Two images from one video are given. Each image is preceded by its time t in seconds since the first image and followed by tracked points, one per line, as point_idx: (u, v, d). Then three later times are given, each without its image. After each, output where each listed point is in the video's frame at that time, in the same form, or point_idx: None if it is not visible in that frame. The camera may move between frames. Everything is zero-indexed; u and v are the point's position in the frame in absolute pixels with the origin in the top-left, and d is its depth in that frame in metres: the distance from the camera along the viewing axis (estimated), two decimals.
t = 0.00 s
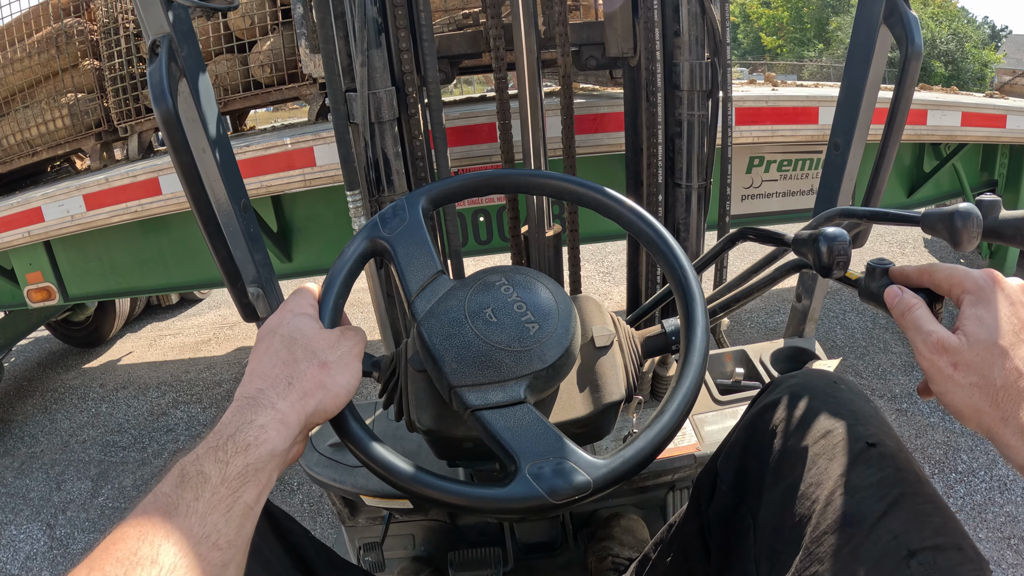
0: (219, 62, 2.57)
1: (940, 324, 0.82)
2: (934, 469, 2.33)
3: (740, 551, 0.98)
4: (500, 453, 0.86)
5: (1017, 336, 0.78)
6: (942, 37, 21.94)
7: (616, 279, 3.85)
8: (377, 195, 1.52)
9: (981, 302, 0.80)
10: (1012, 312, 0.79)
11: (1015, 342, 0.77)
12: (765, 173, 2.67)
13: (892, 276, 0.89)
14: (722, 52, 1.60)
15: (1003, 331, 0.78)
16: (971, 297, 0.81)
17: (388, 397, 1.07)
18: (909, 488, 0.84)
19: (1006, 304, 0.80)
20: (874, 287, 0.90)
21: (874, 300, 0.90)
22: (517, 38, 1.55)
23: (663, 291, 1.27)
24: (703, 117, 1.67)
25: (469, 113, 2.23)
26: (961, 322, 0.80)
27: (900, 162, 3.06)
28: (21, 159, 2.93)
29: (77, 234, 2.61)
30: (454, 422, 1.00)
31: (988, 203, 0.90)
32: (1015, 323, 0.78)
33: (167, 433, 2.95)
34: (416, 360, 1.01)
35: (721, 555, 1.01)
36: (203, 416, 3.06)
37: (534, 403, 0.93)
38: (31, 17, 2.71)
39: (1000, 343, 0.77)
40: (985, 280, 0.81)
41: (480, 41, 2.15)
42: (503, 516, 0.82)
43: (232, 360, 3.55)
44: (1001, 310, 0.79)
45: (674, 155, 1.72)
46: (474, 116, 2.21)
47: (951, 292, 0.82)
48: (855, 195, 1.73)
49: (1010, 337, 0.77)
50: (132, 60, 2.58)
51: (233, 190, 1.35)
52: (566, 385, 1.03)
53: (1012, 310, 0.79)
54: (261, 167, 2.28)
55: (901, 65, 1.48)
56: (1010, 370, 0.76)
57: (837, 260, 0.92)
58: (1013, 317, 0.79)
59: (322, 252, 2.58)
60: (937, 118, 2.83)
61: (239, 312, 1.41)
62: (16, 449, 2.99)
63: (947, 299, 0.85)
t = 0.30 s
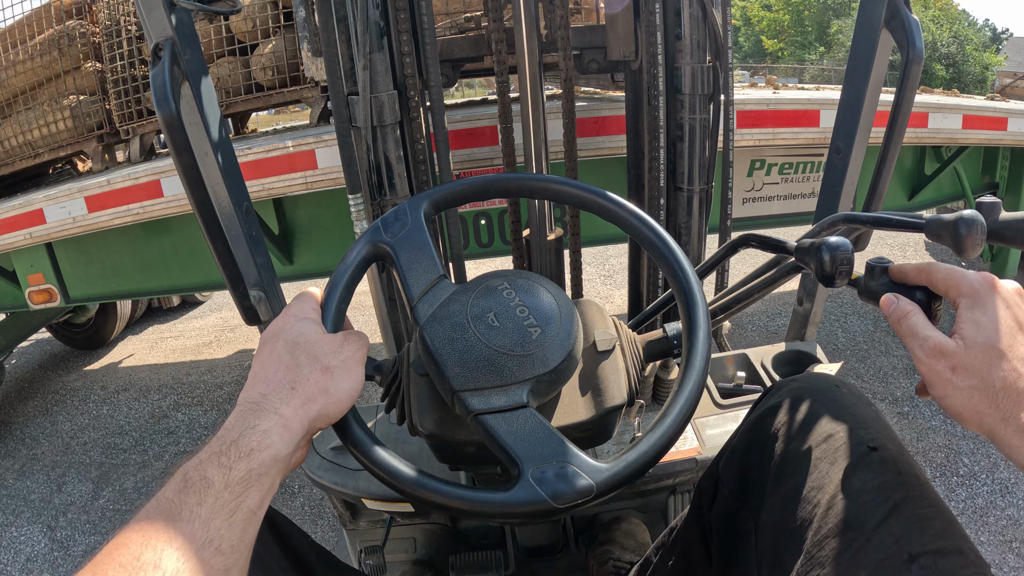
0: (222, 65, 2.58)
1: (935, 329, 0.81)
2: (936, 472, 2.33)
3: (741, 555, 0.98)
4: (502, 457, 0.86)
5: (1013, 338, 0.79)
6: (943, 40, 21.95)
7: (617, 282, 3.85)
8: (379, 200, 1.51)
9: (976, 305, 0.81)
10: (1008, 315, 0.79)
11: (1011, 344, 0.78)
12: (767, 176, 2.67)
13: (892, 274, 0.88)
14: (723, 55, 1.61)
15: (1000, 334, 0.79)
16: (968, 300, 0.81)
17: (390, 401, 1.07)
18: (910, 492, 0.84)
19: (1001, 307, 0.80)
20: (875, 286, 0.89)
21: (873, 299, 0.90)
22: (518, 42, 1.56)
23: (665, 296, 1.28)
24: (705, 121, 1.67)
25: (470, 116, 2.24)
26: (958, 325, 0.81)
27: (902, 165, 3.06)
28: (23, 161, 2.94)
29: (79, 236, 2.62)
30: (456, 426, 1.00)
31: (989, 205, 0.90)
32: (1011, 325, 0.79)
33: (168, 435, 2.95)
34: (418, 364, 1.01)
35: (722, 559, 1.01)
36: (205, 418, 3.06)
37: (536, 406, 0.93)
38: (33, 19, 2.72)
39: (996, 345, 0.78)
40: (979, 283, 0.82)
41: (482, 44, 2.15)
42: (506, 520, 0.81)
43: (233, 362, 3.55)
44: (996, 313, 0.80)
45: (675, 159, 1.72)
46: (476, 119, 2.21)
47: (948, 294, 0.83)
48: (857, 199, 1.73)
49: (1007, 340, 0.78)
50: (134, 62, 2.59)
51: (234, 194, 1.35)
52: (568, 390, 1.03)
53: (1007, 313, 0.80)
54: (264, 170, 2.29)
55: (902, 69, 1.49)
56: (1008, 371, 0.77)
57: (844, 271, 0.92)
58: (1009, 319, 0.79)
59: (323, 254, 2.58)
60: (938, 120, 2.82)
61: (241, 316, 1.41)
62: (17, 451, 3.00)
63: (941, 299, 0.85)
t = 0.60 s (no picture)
0: (223, 67, 2.59)
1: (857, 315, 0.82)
2: (938, 475, 2.32)
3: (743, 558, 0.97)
4: (503, 460, 0.86)
5: (940, 288, 0.78)
6: (944, 43, 21.95)
7: (618, 285, 3.84)
8: (380, 202, 1.51)
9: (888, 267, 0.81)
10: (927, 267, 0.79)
11: (940, 295, 0.78)
12: (768, 179, 2.67)
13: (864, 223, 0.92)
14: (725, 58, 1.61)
15: (925, 288, 0.78)
16: (883, 262, 0.82)
17: (390, 404, 1.06)
18: (912, 494, 0.84)
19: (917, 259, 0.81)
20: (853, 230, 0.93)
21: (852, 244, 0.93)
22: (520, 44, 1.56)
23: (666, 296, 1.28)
24: (707, 124, 1.67)
25: (472, 118, 2.24)
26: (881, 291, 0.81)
27: (903, 167, 3.06)
28: (25, 163, 2.94)
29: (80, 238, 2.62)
30: (457, 429, 0.99)
31: (990, 205, 0.90)
32: (932, 275, 0.79)
33: (169, 437, 2.95)
34: (420, 366, 1.01)
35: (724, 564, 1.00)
36: (206, 421, 3.06)
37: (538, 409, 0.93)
38: (35, 21, 2.72)
39: (923, 300, 0.78)
40: (886, 245, 0.83)
41: (483, 47, 2.15)
42: (506, 523, 0.81)
43: (234, 365, 3.55)
44: (913, 268, 0.80)
45: (677, 162, 1.72)
46: (477, 121, 2.21)
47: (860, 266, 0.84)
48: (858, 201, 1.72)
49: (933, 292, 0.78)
50: (136, 65, 2.60)
51: (235, 195, 1.34)
52: (570, 393, 1.03)
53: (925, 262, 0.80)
54: (265, 172, 2.28)
55: (904, 71, 1.48)
56: (942, 323, 0.77)
57: (842, 266, 0.92)
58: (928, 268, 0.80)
59: (325, 257, 2.58)
60: (939, 122, 2.82)
61: (241, 318, 1.41)
62: (18, 452, 3.00)
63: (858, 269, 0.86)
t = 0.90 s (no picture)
0: (225, 69, 2.59)
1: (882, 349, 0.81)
2: (939, 477, 2.32)
3: (744, 559, 0.97)
4: (504, 459, 0.86)
5: (969, 343, 0.76)
6: (945, 45, 21.97)
7: (619, 288, 3.84)
8: (381, 203, 1.51)
9: (924, 309, 0.78)
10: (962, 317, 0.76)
11: (968, 350, 0.75)
12: (769, 181, 2.67)
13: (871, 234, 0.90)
14: (725, 60, 1.61)
15: (954, 341, 0.76)
16: (916, 305, 0.79)
17: (391, 404, 1.06)
18: (913, 495, 0.84)
19: (954, 308, 0.77)
20: (857, 244, 0.91)
21: (858, 257, 0.92)
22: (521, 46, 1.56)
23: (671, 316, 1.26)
24: (707, 125, 1.67)
25: (472, 120, 2.24)
26: (909, 333, 0.79)
27: (904, 169, 3.06)
28: (26, 164, 2.94)
29: (81, 239, 2.62)
30: (457, 429, 1.00)
31: (992, 209, 0.90)
32: (965, 329, 0.76)
33: (170, 439, 2.95)
34: (420, 366, 1.01)
35: (724, 564, 1.00)
36: (206, 422, 3.06)
37: (538, 409, 0.93)
38: (37, 22, 2.72)
39: (950, 355, 0.76)
40: (929, 284, 0.79)
41: (484, 48, 2.15)
42: (507, 523, 0.81)
43: (235, 366, 3.55)
44: (949, 317, 0.77)
45: (677, 163, 1.72)
46: (478, 123, 2.21)
47: (896, 295, 0.82)
48: (858, 203, 1.72)
49: (961, 346, 0.76)
50: (138, 66, 2.61)
51: (236, 196, 1.34)
52: (570, 394, 1.03)
53: (962, 313, 0.77)
54: (266, 173, 2.29)
55: (904, 73, 1.49)
56: (965, 383, 0.75)
57: (869, 313, 0.88)
58: (961, 320, 0.77)
59: (326, 259, 2.58)
60: (940, 124, 2.82)
61: (242, 317, 1.41)
62: (18, 453, 3.00)
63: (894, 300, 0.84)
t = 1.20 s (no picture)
0: (225, 71, 2.58)
1: (880, 351, 0.81)
2: (940, 479, 2.32)
3: (744, 560, 0.97)
4: (505, 459, 0.86)
5: (968, 346, 0.76)
6: (946, 48, 21.97)
7: (620, 291, 3.84)
8: (382, 205, 1.51)
9: (924, 311, 0.78)
10: (962, 320, 0.77)
11: (967, 354, 0.76)
12: (770, 183, 2.67)
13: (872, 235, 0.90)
14: (726, 62, 1.61)
15: (953, 343, 0.76)
16: (916, 307, 0.79)
17: (391, 405, 1.06)
18: (913, 495, 0.84)
19: (954, 311, 0.78)
20: (857, 245, 0.91)
21: (859, 259, 0.92)
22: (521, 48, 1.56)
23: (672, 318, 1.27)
24: (708, 128, 1.67)
25: (473, 122, 2.24)
26: (908, 335, 0.79)
27: (905, 172, 3.06)
28: (27, 166, 2.95)
29: (82, 240, 2.63)
30: (458, 430, 1.00)
31: (993, 211, 0.90)
32: (965, 332, 0.76)
33: (170, 440, 2.95)
34: (420, 367, 1.01)
35: (724, 565, 1.00)
36: (206, 424, 3.06)
37: (539, 410, 0.93)
38: (39, 23, 2.73)
39: (949, 357, 0.76)
40: (930, 287, 0.79)
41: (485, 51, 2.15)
42: (509, 523, 0.81)
43: (235, 368, 3.55)
44: (949, 319, 0.77)
45: (678, 166, 1.72)
46: (479, 125, 2.21)
47: (896, 298, 0.82)
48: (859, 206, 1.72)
49: (961, 349, 0.76)
50: (139, 68, 2.61)
51: (237, 197, 1.34)
52: (570, 395, 1.03)
53: (962, 316, 0.77)
54: (267, 175, 2.29)
55: (904, 75, 1.49)
56: (963, 386, 0.75)
57: (869, 317, 0.88)
58: (960, 324, 0.77)
59: (327, 261, 2.59)
60: (941, 126, 2.82)
61: (243, 319, 1.41)
62: (19, 454, 3.00)
63: (894, 303, 0.84)
